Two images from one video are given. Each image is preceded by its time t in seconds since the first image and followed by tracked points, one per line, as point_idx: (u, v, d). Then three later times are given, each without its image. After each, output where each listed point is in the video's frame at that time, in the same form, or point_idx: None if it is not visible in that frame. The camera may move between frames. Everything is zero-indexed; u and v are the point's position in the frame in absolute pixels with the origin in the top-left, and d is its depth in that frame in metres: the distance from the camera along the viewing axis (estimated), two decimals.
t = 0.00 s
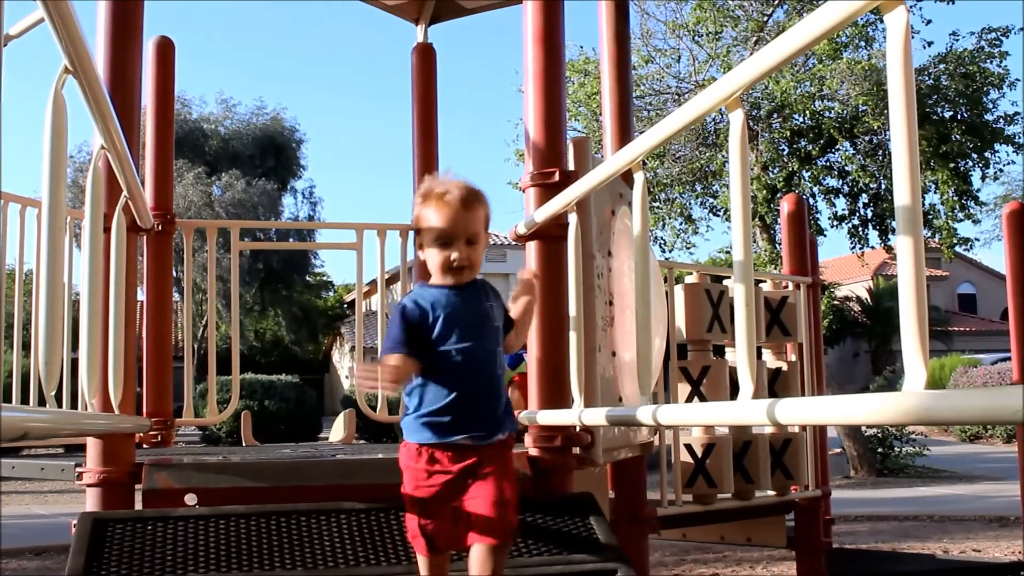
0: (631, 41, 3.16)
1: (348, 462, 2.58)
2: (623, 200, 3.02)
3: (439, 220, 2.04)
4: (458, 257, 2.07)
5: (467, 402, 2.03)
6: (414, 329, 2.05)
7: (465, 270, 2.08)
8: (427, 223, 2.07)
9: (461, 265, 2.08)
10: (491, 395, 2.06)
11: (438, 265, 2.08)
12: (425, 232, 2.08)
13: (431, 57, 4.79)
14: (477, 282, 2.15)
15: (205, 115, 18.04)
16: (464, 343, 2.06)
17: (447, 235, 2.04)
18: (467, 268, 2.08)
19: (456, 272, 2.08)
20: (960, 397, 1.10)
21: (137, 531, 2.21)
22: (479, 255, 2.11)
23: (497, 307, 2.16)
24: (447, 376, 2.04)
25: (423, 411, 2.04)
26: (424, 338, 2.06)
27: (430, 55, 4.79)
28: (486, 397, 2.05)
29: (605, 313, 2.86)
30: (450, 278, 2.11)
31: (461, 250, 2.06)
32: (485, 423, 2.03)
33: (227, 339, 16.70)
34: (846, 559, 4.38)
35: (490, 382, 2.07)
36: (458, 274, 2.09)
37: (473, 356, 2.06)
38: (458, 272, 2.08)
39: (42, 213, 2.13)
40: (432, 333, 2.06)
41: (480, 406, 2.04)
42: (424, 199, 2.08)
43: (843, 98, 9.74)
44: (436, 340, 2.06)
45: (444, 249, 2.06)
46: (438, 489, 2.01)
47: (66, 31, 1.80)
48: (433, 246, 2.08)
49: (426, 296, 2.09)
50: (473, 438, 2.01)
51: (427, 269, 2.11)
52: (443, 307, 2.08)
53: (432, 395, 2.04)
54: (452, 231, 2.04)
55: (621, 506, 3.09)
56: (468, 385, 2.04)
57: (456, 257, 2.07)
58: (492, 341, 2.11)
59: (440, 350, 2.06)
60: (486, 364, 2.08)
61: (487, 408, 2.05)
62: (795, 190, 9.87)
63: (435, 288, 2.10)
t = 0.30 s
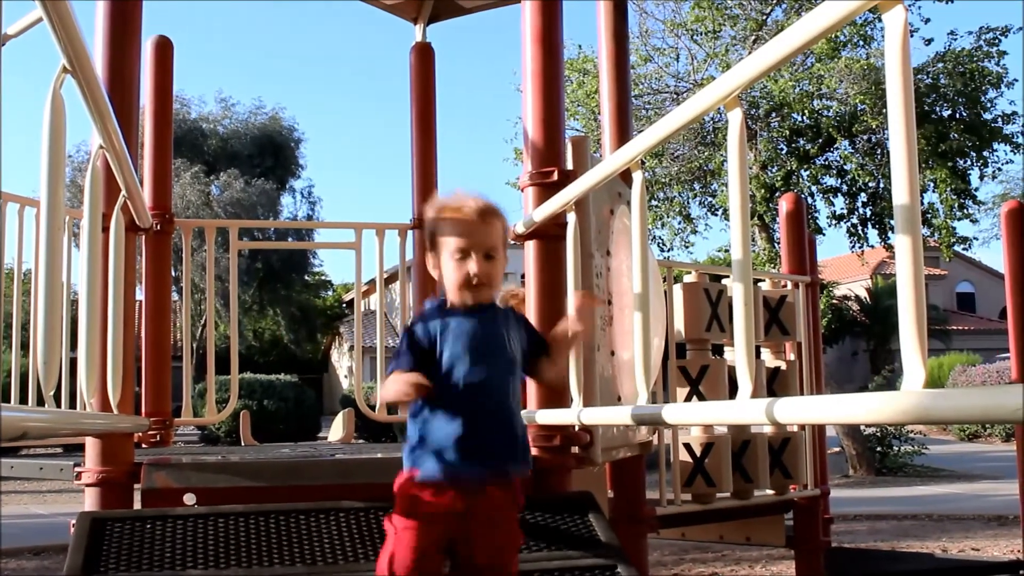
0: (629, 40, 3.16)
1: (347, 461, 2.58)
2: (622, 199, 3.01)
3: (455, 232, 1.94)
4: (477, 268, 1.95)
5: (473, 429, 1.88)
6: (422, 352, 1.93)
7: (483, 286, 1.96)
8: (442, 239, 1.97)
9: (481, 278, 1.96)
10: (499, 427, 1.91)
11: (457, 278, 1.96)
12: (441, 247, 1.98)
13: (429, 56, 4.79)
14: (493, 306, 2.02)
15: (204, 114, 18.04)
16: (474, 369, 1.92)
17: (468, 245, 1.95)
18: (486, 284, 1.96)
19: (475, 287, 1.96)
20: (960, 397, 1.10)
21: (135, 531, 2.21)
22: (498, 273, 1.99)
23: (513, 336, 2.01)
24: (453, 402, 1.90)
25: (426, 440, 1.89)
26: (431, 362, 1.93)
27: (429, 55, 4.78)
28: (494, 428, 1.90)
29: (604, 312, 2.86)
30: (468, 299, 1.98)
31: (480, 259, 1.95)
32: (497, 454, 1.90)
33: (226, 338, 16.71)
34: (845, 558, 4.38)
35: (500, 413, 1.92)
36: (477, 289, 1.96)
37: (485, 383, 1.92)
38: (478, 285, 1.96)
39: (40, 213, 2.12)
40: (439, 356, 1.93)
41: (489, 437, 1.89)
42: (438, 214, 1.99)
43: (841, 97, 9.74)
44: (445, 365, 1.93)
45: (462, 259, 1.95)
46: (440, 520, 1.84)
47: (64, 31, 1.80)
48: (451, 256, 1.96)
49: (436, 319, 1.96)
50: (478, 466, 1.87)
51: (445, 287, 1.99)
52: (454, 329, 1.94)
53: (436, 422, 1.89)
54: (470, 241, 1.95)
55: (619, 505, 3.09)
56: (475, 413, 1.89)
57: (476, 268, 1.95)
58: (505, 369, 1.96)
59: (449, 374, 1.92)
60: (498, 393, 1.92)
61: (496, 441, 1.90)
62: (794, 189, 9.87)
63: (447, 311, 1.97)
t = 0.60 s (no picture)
0: (628, 39, 3.16)
1: (345, 461, 2.58)
2: (620, 199, 3.01)
3: (467, 216, 1.68)
4: (491, 259, 1.66)
5: (481, 448, 1.64)
6: (417, 362, 1.69)
7: (498, 278, 1.67)
8: (452, 226, 1.69)
9: (494, 270, 1.66)
10: (512, 444, 1.64)
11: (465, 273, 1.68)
12: (449, 237, 1.70)
13: (428, 56, 4.79)
14: (508, 300, 1.73)
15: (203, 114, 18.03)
16: (475, 379, 1.64)
17: (479, 235, 1.66)
18: (501, 275, 1.67)
19: (488, 282, 1.67)
20: (959, 397, 1.10)
21: (135, 532, 2.21)
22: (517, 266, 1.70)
23: (529, 335, 1.71)
24: (451, 420, 1.65)
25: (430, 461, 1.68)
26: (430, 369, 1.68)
27: (428, 55, 4.78)
28: (506, 446, 1.64)
29: (602, 312, 2.87)
30: (479, 294, 1.69)
31: (492, 251, 1.66)
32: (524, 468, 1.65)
33: (225, 338, 16.72)
34: (843, 559, 4.38)
35: (513, 427, 1.65)
36: (490, 283, 1.68)
37: (489, 396, 1.64)
38: (492, 279, 1.67)
39: (38, 213, 2.12)
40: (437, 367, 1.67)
41: (498, 458, 1.64)
42: (448, 198, 1.72)
43: (841, 96, 9.74)
44: (444, 375, 1.66)
45: (473, 250, 1.67)
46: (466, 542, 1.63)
47: (63, 31, 1.79)
48: (461, 246, 1.68)
49: (436, 321, 1.69)
50: (492, 485, 1.63)
51: (454, 283, 1.71)
52: (452, 335, 1.67)
53: (438, 441, 1.66)
54: (483, 228, 1.66)
55: (618, 506, 3.09)
56: (479, 432, 1.64)
57: (489, 259, 1.66)
58: (516, 379, 1.66)
59: (447, 388, 1.66)
60: (506, 406, 1.65)
61: (506, 457, 1.64)
62: (793, 189, 9.88)
63: (450, 309, 1.70)
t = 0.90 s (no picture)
0: (627, 39, 3.16)
1: (344, 460, 2.58)
2: (620, 199, 3.01)
3: (491, 215, 1.58)
4: (516, 263, 1.55)
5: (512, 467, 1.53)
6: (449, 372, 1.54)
7: (524, 284, 1.55)
8: (473, 224, 1.59)
9: (520, 276, 1.55)
10: (549, 462, 1.54)
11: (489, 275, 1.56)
12: (470, 235, 1.60)
13: (427, 56, 4.78)
14: (532, 307, 1.62)
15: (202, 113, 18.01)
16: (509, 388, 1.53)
17: (504, 234, 1.55)
18: (527, 280, 1.56)
19: (513, 287, 1.56)
20: (960, 397, 1.10)
21: (134, 530, 2.22)
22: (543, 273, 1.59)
23: (560, 343, 1.63)
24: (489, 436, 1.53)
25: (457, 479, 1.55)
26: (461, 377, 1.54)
27: (427, 55, 4.78)
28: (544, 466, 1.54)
29: (602, 312, 2.87)
30: (505, 301, 1.57)
31: (519, 253, 1.55)
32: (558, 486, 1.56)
33: (224, 338, 16.72)
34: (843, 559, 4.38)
35: (549, 443, 1.55)
36: (514, 289, 1.56)
37: (528, 411, 1.54)
38: (517, 285, 1.56)
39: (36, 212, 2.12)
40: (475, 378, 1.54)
41: (531, 474, 1.53)
42: (468, 195, 1.62)
43: (840, 96, 9.73)
44: (475, 383, 1.54)
45: (497, 252, 1.55)
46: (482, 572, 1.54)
47: (62, 30, 1.79)
48: (484, 248, 1.56)
49: (464, 327, 1.57)
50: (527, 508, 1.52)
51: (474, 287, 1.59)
52: (489, 344, 1.55)
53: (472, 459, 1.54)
54: (506, 228, 1.56)
55: (618, 506, 3.09)
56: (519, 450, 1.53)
57: (515, 264, 1.55)
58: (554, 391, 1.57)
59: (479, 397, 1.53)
60: (545, 419, 1.55)
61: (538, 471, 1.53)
62: (792, 188, 9.91)
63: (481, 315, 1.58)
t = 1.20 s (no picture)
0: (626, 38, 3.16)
1: (343, 460, 2.58)
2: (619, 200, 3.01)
3: (561, 195, 1.40)
4: (589, 251, 1.37)
5: (565, 476, 1.31)
6: (497, 366, 1.37)
7: (595, 273, 1.38)
8: (540, 205, 1.42)
9: (593, 265, 1.38)
10: (612, 473, 1.32)
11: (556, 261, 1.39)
12: (535, 217, 1.42)
13: (426, 56, 4.78)
14: (601, 303, 1.44)
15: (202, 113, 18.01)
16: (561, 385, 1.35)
17: (576, 218, 1.38)
18: (600, 269, 1.38)
19: (584, 278, 1.38)
20: (959, 396, 1.10)
21: (134, 530, 2.21)
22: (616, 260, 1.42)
23: (629, 347, 1.44)
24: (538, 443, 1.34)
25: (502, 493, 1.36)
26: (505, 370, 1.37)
27: (427, 55, 4.78)
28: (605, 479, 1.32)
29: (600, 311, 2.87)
30: (572, 291, 1.39)
31: (591, 239, 1.37)
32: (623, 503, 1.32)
33: (223, 338, 16.73)
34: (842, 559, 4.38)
35: (612, 453, 1.34)
36: (583, 280, 1.39)
37: (588, 417, 1.34)
38: (588, 276, 1.38)
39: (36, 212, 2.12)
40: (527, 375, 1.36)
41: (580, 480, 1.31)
42: (535, 173, 1.45)
43: (840, 97, 9.76)
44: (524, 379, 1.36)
45: (567, 236, 1.38)
46: None
47: (62, 30, 1.79)
48: (551, 230, 1.39)
49: (516, 318, 1.40)
50: (584, 524, 1.29)
51: (538, 276, 1.42)
52: (545, 337, 1.37)
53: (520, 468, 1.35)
54: (580, 209, 1.39)
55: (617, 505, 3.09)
56: (576, 461, 1.31)
57: (587, 251, 1.37)
58: (618, 400, 1.38)
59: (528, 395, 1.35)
60: (609, 428, 1.34)
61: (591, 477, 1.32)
62: (792, 189, 9.90)
63: (538, 306, 1.40)
